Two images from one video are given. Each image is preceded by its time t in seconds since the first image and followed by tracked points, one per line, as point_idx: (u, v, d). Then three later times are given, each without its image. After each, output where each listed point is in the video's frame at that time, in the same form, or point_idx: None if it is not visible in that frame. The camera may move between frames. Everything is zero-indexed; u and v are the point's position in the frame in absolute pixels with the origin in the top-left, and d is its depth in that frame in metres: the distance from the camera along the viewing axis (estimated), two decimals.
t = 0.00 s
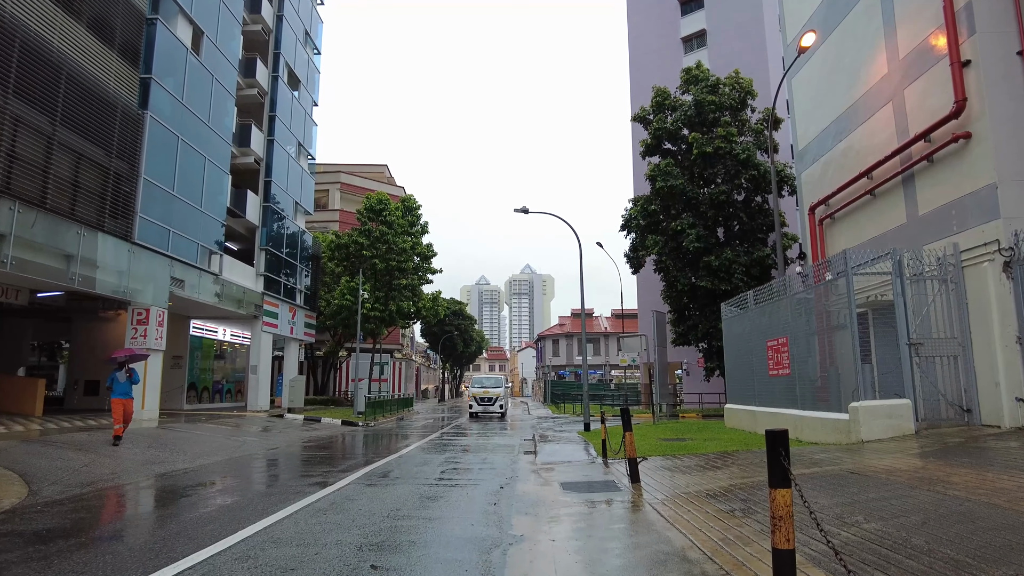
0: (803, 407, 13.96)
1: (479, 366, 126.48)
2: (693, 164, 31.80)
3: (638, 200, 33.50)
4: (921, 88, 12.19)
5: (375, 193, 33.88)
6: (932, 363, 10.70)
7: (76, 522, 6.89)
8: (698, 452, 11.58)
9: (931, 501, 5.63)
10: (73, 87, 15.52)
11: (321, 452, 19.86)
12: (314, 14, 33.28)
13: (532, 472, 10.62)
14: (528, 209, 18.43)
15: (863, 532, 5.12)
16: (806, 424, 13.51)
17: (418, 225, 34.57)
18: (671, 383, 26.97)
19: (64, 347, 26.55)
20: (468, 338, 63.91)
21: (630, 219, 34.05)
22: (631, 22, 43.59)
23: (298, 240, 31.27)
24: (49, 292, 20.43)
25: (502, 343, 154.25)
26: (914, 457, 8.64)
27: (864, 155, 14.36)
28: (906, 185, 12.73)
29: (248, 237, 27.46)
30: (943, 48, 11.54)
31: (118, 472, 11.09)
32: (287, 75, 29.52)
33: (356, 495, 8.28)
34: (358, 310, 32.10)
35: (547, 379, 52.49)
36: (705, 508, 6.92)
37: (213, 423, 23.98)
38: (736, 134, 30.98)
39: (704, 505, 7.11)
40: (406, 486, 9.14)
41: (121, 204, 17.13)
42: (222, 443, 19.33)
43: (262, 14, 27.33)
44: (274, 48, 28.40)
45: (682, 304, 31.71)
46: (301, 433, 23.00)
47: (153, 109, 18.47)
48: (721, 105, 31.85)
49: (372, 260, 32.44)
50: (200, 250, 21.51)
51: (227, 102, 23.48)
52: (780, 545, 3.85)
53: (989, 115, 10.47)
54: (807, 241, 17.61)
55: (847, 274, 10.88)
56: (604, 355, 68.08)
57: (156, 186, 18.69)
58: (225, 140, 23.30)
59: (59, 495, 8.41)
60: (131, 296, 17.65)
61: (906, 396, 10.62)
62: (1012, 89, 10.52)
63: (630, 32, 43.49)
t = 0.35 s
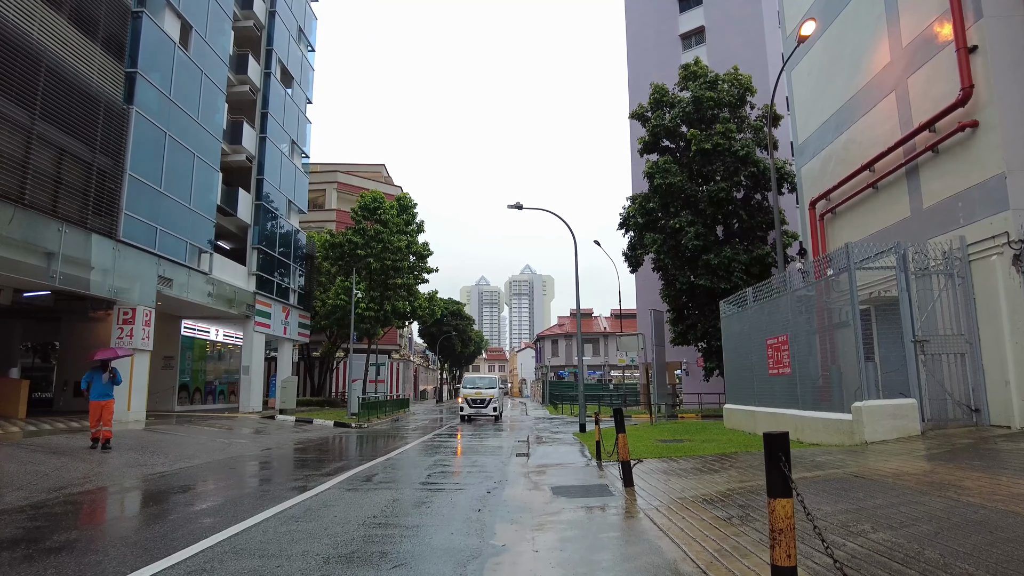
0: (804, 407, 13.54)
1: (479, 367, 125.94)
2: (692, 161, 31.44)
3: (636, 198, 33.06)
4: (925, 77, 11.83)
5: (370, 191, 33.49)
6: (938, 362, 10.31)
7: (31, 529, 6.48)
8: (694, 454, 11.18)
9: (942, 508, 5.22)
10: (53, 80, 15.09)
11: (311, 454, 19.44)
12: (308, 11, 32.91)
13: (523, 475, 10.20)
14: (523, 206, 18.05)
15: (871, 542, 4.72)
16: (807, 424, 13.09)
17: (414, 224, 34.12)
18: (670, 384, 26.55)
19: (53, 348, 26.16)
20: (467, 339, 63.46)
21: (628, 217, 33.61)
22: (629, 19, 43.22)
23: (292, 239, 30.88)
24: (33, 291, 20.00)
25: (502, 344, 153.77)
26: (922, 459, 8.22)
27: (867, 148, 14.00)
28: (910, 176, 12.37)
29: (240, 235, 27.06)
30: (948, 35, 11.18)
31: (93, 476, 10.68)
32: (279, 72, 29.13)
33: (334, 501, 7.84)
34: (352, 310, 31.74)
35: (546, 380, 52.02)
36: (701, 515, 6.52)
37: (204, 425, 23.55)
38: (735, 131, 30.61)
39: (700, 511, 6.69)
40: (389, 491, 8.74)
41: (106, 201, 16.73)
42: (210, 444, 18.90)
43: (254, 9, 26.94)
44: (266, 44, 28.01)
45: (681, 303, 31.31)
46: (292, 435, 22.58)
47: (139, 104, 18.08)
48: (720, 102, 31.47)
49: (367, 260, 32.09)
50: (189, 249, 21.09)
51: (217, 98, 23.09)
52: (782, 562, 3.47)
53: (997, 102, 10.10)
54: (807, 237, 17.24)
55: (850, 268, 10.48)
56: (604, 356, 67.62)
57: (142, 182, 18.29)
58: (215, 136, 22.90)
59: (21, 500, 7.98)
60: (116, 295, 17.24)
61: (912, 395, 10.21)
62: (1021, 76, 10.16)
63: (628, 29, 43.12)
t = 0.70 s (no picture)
0: (814, 406, 13.05)
1: (483, 365, 125.55)
2: (697, 156, 30.95)
3: (640, 193, 32.58)
4: (940, 61, 11.38)
5: (371, 188, 33.16)
6: (955, 358, 9.86)
7: None
8: (698, 454, 10.74)
9: (970, 516, 4.77)
10: (41, 71, 14.77)
11: (308, 453, 19.06)
12: (307, 6, 32.53)
13: (520, 477, 9.77)
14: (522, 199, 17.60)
15: (892, 553, 4.29)
16: (817, 423, 12.60)
17: (415, 221, 33.79)
18: (675, 382, 26.05)
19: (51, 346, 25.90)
20: (470, 337, 63.07)
21: (632, 214, 33.11)
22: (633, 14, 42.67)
23: (291, 236, 30.57)
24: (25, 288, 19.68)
25: (507, 343, 153.29)
26: (940, 461, 7.76)
27: (878, 137, 13.54)
28: (924, 165, 11.91)
29: (238, 232, 26.74)
30: (964, 17, 10.74)
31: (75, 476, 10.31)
32: (278, 67, 28.77)
33: (317, 504, 7.44)
34: (352, 306, 31.29)
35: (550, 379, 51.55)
36: (706, 520, 6.12)
37: (201, 423, 23.21)
38: (741, 126, 30.12)
39: (705, 516, 6.27)
40: (379, 493, 8.35)
41: (98, 195, 16.41)
42: (205, 443, 18.53)
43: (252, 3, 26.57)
44: (265, 38, 27.67)
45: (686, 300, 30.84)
46: (290, 434, 22.22)
47: (133, 97, 17.76)
48: (725, 96, 30.97)
49: (367, 257, 31.80)
50: (184, 245, 20.76)
51: (214, 92, 22.76)
52: None
53: (1018, 85, 9.65)
54: (815, 231, 16.79)
55: (863, 260, 10.03)
56: (608, 354, 67.15)
57: (136, 176, 17.96)
58: (212, 131, 22.57)
59: None
60: (108, 291, 16.91)
61: (927, 393, 9.77)
62: None
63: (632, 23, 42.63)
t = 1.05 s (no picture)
0: (824, 407, 12.55)
1: (488, 364, 125.11)
2: (703, 152, 30.45)
3: (645, 190, 32.09)
4: (960, 46, 10.90)
5: (372, 184, 32.77)
6: (975, 357, 9.38)
7: None
8: (704, 458, 10.29)
9: (1006, 533, 4.31)
10: (28, 62, 14.40)
11: (304, 453, 18.68)
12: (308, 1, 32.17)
13: (516, 481, 9.35)
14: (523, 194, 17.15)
15: None
16: (828, 426, 12.08)
17: (417, 218, 33.40)
18: (680, 382, 25.53)
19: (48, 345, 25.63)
20: (474, 336, 62.71)
21: (637, 211, 32.60)
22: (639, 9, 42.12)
23: (291, 233, 30.22)
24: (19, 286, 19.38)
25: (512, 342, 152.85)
26: (962, 467, 7.28)
27: (892, 127, 13.05)
28: (941, 156, 11.42)
29: (237, 229, 26.40)
30: None
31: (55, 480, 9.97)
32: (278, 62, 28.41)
33: (297, 512, 7.02)
34: (352, 305, 30.87)
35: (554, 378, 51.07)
36: (712, 533, 5.67)
37: (198, 423, 22.88)
38: (747, 121, 29.61)
39: (709, 529, 5.80)
40: (366, 500, 7.92)
41: (90, 190, 16.06)
42: (200, 442, 18.19)
43: None
44: (264, 33, 27.31)
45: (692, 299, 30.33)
46: (287, 434, 21.86)
47: (127, 90, 17.43)
48: (732, 91, 30.44)
49: (368, 254, 31.45)
50: (180, 241, 20.41)
51: (211, 86, 22.42)
52: None
53: None
54: (824, 227, 16.29)
55: (878, 255, 9.55)
56: (613, 353, 66.67)
57: (130, 171, 17.62)
58: (209, 126, 22.22)
59: None
60: (100, 288, 16.57)
61: (946, 395, 9.30)
62: None
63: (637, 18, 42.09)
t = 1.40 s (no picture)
0: (835, 409, 12.06)
1: (492, 366, 124.54)
2: (708, 149, 29.97)
3: (649, 188, 31.62)
4: (980, 31, 10.46)
5: (372, 183, 32.33)
6: (997, 357, 8.95)
7: None
8: (710, 463, 9.81)
9: None
10: (14, 55, 14.05)
11: (300, 456, 18.26)
12: None
13: (513, 487, 8.89)
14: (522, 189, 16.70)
15: None
16: (839, 429, 11.57)
17: (418, 218, 32.89)
18: (685, 384, 24.98)
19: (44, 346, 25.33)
20: (477, 337, 62.25)
21: (641, 209, 32.11)
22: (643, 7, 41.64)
23: (290, 233, 29.85)
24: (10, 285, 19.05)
25: (516, 344, 152.32)
26: (988, 475, 6.79)
27: (906, 118, 12.58)
28: (959, 146, 10.94)
29: (234, 228, 26.04)
30: None
31: (36, 484, 9.59)
32: (277, 59, 28.06)
33: (274, 522, 6.57)
34: (352, 305, 30.45)
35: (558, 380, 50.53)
36: (721, 548, 5.20)
37: (194, 425, 22.49)
38: (753, 118, 29.12)
39: (717, 543, 5.31)
40: (351, 508, 7.48)
41: (79, 186, 15.70)
42: (193, 445, 17.77)
43: None
44: (262, 30, 26.97)
45: (697, 299, 29.84)
46: (284, 436, 21.47)
47: (118, 85, 17.08)
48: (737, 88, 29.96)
49: (369, 255, 31.09)
50: (174, 240, 20.04)
51: (207, 82, 22.07)
52: None
53: None
54: (833, 223, 15.78)
55: (894, 250, 9.11)
56: (617, 355, 66.07)
57: (122, 168, 17.28)
58: (205, 123, 21.87)
59: None
60: (90, 287, 16.20)
61: (967, 397, 8.86)
62: None
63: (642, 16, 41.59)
